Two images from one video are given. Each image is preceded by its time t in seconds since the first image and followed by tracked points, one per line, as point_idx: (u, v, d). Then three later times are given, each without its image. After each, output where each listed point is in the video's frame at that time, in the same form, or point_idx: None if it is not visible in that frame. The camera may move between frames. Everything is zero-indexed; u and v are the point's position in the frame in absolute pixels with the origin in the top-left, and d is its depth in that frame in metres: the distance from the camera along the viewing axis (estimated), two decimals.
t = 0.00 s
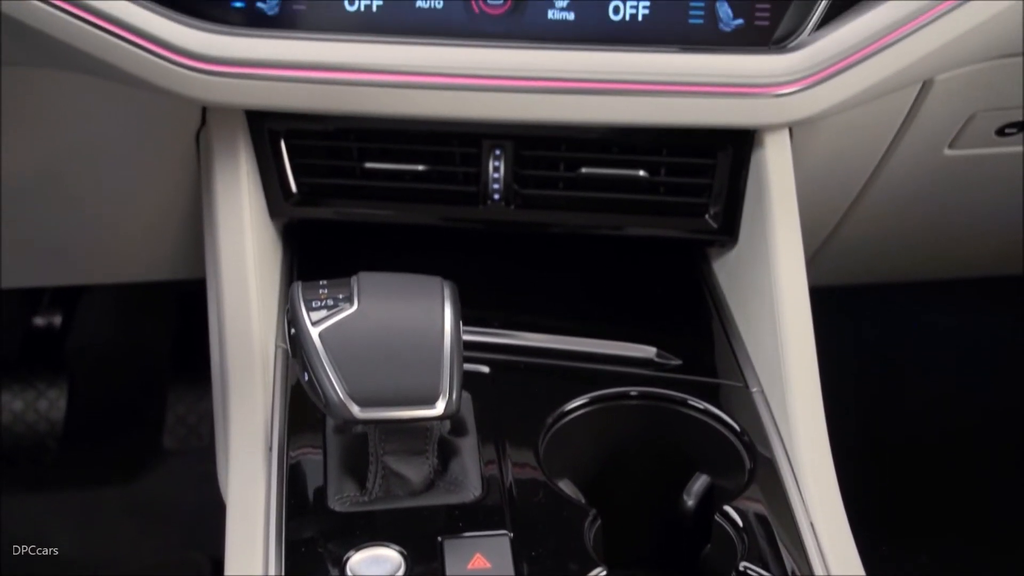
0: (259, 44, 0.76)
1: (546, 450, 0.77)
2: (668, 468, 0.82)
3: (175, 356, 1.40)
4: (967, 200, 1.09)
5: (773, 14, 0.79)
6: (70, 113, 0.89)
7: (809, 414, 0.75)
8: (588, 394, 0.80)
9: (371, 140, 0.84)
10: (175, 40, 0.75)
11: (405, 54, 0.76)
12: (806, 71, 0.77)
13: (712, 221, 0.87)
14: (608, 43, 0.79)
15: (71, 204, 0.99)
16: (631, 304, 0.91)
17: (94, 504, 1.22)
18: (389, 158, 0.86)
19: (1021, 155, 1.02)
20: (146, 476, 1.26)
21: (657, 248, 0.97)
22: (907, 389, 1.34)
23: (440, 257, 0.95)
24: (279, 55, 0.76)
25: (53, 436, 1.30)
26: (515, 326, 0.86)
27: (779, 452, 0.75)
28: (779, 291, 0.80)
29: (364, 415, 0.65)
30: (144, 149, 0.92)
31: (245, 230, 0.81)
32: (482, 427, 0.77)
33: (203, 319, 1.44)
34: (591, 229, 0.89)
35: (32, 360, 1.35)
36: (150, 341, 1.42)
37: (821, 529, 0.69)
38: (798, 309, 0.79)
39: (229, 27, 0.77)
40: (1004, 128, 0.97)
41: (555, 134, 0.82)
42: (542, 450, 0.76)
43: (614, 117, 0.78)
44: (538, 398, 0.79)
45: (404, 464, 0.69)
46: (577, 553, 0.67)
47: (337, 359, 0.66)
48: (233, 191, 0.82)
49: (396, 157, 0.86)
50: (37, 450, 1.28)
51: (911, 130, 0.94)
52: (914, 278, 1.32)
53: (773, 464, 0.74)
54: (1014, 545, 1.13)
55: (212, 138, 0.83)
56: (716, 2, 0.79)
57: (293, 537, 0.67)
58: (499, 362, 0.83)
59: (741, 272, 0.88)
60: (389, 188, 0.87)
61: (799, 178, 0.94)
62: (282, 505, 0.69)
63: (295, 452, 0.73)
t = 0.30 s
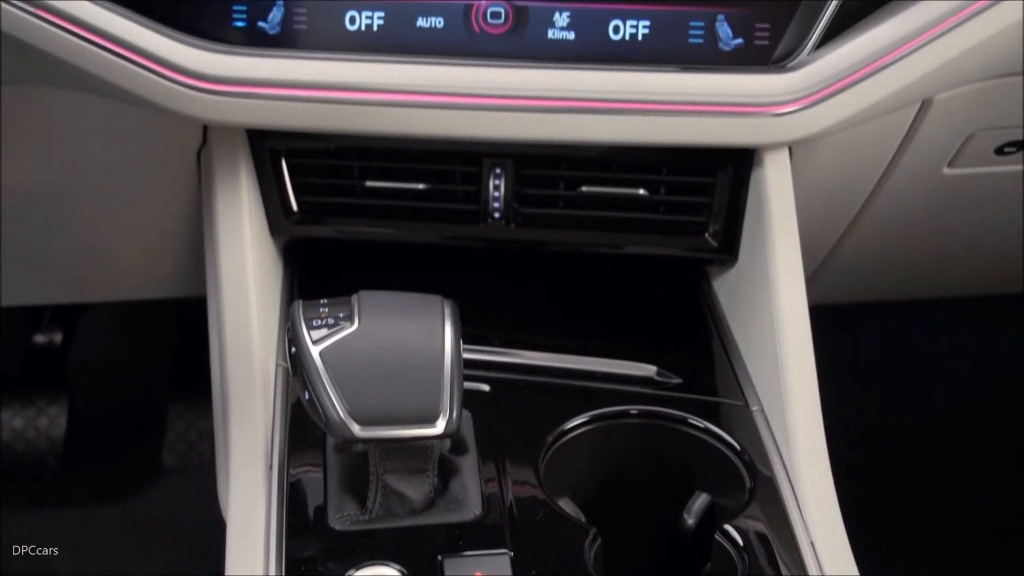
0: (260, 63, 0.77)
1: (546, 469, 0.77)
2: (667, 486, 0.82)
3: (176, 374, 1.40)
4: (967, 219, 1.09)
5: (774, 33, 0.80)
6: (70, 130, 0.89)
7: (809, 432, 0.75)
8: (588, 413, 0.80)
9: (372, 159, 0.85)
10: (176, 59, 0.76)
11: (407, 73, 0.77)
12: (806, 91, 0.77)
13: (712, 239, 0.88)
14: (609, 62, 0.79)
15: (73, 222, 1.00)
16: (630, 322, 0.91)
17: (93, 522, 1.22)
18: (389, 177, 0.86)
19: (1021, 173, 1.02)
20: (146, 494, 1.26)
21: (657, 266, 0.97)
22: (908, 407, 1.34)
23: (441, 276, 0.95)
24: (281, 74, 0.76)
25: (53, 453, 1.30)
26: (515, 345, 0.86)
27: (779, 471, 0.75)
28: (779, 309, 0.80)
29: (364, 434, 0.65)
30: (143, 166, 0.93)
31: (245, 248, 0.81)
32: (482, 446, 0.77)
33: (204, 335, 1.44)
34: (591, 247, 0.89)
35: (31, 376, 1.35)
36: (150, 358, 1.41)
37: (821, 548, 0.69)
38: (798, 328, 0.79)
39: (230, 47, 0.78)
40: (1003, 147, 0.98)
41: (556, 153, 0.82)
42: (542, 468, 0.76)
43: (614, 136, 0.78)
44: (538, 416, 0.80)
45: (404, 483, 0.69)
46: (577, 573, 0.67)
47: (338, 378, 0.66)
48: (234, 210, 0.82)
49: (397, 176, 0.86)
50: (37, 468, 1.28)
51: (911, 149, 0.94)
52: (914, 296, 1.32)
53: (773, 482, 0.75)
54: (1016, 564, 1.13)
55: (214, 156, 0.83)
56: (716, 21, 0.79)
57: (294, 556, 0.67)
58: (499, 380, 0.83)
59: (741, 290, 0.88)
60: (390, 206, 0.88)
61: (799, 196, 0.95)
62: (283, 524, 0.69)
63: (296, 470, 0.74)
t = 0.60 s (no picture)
0: (263, 82, 0.77)
1: (548, 487, 0.77)
2: (671, 505, 0.82)
3: (177, 391, 1.40)
4: (967, 236, 1.10)
5: (774, 52, 0.80)
6: (74, 149, 0.90)
7: (811, 450, 0.75)
8: (590, 431, 0.80)
9: (374, 177, 0.85)
10: (181, 79, 0.76)
11: (408, 92, 0.77)
12: (807, 110, 0.78)
13: (714, 258, 0.88)
14: (609, 81, 0.80)
15: (76, 241, 1.00)
16: (632, 341, 0.91)
17: (94, 539, 1.21)
18: (391, 195, 0.86)
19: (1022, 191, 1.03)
20: (148, 512, 1.25)
21: (658, 284, 0.98)
22: (911, 425, 1.34)
23: (442, 295, 0.96)
24: (284, 94, 0.77)
25: (54, 470, 1.29)
26: (517, 363, 0.86)
27: (782, 489, 0.75)
28: (780, 327, 0.81)
29: (367, 452, 0.65)
30: (145, 184, 0.93)
31: (247, 266, 0.82)
32: (484, 465, 0.77)
33: (205, 352, 1.44)
34: (592, 265, 0.89)
35: (35, 394, 1.36)
36: (153, 376, 1.42)
37: (823, 567, 0.69)
38: (799, 345, 0.79)
39: (233, 66, 0.79)
40: (1004, 165, 0.98)
41: (558, 172, 0.83)
42: (543, 486, 0.76)
43: (616, 154, 0.79)
44: (540, 436, 0.80)
45: (406, 502, 0.69)
46: None
47: (340, 397, 0.66)
48: (237, 229, 0.83)
49: (399, 194, 0.86)
50: (39, 485, 1.27)
51: (912, 167, 0.94)
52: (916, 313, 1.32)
53: (775, 500, 0.75)
54: None
55: (216, 175, 0.83)
56: (716, 41, 0.80)
57: None
58: (500, 399, 0.83)
59: (742, 308, 0.88)
60: (392, 224, 0.88)
61: (800, 215, 0.95)
62: (285, 543, 0.69)
63: (297, 487, 0.74)
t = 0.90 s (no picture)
0: (264, 101, 0.78)
1: (549, 506, 0.77)
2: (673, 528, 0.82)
3: (178, 408, 1.39)
4: (967, 254, 1.10)
5: (773, 71, 0.81)
6: (77, 168, 0.91)
7: (812, 468, 0.75)
8: (592, 450, 0.80)
9: (375, 196, 0.86)
10: (183, 97, 0.77)
11: (409, 110, 0.78)
12: (806, 129, 0.78)
13: (715, 276, 0.88)
14: (610, 99, 0.80)
15: (77, 260, 1.01)
16: (632, 360, 0.92)
17: (94, 557, 1.21)
18: (391, 213, 0.87)
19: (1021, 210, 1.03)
20: (147, 530, 1.25)
21: (658, 303, 0.98)
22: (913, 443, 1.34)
23: (443, 313, 0.96)
24: (285, 112, 0.77)
25: (55, 487, 1.28)
26: (518, 382, 0.86)
27: (782, 507, 0.75)
28: (780, 345, 0.81)
29: (368, 470, 0.65)
30: (148, 200, 0.93)
31: (248, 285, 0.82)
32: (484, 484, 0.77)
33: (205, 370, 1.44)
34: (593, 283, 0.89)
35: (35, 410, 1.36)
36: (153, 394, 1.42)
37: None
38: (800, 363, 0.80)
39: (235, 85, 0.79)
40: (1003, 184, 0.98)
41: (559, 191, 0.83)
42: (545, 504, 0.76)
43: (617, 173, 0.79)
44: (541, 454, 0.80)
45: (407, 520, 0.69)
46: None
47: (341, 415, 0.66)
48: (239, 248, 0.83)
49: (400, 212, 0.87)
50: (40, 503, 1.27)
51: (911, 186, 0.95)
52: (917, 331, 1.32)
53: (775, 519, 0.75)
54: None
55: (218, 193, 0.84)
56: (717, 60, 0.80)
57: None
58: (501, 417, 0.83)
59: (742, 326, 0.88)
60: (393, 242, 0.88)
61: (800, 234, 0.95)
62: (284, 561, 0.70)
63: (298, 505, 0.74)
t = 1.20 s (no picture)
0: (265, 119, 0.78)
1: (550, 526, 0.77)
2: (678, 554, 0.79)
3: (178, 425, 1.39)
4: (968, 272, 1.10)
5: (773, 90, 0.81)
6: (80, 186, 0.91)
7: (813, 488, 0.75)
8: (592, 468, 0.80)
9: (376, 214, 0.86)
10: (184, 116, 0.77)
11: (410, 128, 0.78)
12: (807, 148, 0.78)
13: (715, 293, 0.88)
14: (611, 118, 0.81)
15: (80, 277, 1.01)
16: (632, 378, 0.92)
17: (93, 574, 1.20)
18: (392, 231, 0.87)
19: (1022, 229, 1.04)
20: (146, 546, 1.24)
21: (658, 321, 0.98)
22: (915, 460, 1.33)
23: (444, 331, 0.96)
24: (286, 131, 0.78)
25: (55, 504, 1.29)
26: (519, 400, 0.87)
27: (783, 527, 0.75)
28: (780, 363, 0.81)
29: (369, 488, 0.65)
30: (151, 217, 0.94)
31: (249, 303, 0.82)
32: (484, 502, 0.77)
33: (206, 387, 1.44)
34: (593, 301, 0.90)
35: (35, 427, 1.37)
36: (154, 410, 1.42)
37: None
38: (800, 382, 0.80)
39: (236, 103, 0.80)
40: (1004, 203, 0.99)
41: (560, 209, 0.83)
42: (546, 522, 0.76)
43: (617, 191, 0.79)
44: (542, 473, 0.80)
45: (407, 538, 0.69)
46: None
47: (342, 433, 0.67)
48: (240, 266, 0.83)
49: (401, 230, 0.87)
50: (40, 520, 1.27)
51: (911, 205, 0.95)
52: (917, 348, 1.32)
53: (776, 540, 0.75)
54: None
55: (219, 212, 0.84)
56: (716, 79, 0.81)
57: None
58: (502, 435, 0.83)
59: (743, 343, 0.88)
60: (394, 259, 0.89)
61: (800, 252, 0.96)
62: None
63: (298, 522, 0.74)
